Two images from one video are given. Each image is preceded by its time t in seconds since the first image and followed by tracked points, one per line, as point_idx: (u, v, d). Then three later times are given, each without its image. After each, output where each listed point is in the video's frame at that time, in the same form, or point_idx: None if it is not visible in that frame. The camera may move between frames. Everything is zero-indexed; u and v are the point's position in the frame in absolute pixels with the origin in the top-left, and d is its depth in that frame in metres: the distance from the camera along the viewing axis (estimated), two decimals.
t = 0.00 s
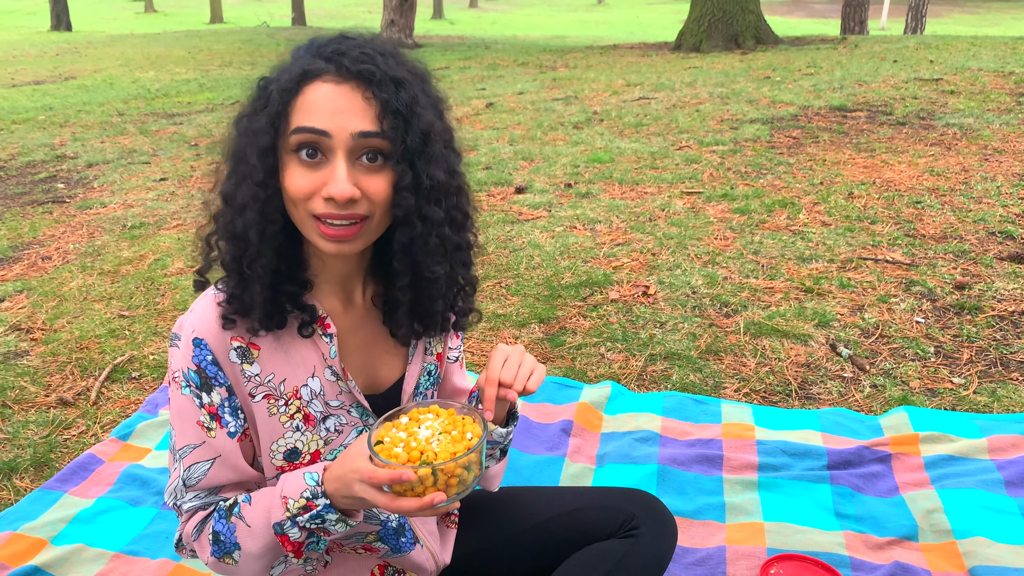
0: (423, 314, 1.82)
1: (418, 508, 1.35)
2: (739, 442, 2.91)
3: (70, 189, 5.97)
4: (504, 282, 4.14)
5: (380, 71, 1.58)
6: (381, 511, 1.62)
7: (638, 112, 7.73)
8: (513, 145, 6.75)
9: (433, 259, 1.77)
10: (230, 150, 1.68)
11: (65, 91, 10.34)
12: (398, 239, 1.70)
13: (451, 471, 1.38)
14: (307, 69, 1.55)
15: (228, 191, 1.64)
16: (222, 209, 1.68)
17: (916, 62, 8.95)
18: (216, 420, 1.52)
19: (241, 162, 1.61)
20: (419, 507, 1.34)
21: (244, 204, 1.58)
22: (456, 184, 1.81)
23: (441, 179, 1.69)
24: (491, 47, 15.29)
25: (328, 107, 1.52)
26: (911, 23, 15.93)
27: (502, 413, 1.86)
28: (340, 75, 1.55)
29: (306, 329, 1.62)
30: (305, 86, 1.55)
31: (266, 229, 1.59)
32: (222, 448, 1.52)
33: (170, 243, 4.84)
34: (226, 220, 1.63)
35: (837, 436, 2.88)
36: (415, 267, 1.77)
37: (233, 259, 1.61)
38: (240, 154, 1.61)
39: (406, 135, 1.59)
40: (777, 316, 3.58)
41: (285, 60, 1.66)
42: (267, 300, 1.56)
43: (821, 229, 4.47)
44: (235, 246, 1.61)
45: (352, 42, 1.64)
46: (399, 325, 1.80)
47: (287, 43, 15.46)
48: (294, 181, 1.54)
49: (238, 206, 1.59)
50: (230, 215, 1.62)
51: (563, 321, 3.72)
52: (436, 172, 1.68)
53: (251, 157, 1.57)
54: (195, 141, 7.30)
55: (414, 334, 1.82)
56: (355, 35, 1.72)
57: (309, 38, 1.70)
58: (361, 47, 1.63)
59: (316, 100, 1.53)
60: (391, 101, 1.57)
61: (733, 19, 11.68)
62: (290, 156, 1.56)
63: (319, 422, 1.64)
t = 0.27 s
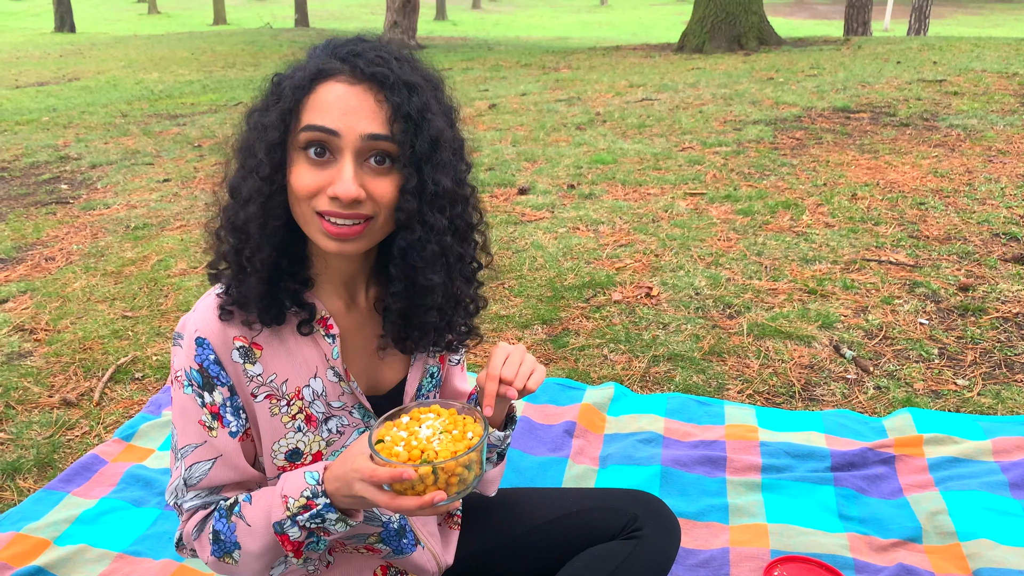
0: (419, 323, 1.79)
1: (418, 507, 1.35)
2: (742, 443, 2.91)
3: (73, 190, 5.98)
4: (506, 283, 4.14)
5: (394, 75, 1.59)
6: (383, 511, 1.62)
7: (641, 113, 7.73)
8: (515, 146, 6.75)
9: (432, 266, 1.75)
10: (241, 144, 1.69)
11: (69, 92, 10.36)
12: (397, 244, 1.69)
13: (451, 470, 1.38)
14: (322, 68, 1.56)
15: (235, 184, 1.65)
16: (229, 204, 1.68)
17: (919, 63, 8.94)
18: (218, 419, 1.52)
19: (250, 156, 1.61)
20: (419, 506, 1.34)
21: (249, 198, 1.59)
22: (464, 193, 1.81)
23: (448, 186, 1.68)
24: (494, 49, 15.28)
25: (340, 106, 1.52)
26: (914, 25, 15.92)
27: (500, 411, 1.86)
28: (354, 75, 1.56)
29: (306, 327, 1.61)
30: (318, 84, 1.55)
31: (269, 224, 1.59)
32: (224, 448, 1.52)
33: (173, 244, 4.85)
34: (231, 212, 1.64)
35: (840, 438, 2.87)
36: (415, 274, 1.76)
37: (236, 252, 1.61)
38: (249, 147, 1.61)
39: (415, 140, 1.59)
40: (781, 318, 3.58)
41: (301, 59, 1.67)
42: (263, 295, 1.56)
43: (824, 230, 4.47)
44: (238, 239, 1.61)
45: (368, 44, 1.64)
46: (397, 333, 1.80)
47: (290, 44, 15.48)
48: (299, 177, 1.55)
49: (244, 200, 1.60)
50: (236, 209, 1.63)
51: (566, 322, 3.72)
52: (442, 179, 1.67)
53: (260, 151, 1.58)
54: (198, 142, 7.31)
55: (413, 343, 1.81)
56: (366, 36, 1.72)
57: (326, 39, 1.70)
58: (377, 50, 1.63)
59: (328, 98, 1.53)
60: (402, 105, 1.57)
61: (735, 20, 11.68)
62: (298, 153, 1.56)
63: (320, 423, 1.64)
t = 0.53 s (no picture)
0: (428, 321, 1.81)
1: (422, 508, 1.35)
2: (744, 444, 2.91)
3: (76, 191, 5.99)
4: (508, 284, 4.14)
5: (396, 75, 1.59)
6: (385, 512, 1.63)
7: (643, 114, 7.73)
8: (517, 147, 6.75)
9: (442, 265, 1.78)
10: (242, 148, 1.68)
11: (71, 93, 10.37)
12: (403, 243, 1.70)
13: (455, 471, 1.38)
14: (324, 70, 1.56)
15: (238, 188, 1.64)
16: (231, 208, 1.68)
17: (921, 64, 8.94)
18: (221, 420, 1.52)
19: (252, 160, 1.61)
20: (423, 507, 1.34)
21: (254, 202, 1.59)
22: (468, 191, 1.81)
23: (452, 185, 1.70)
24: (496, 49, 15.29)
25: (343, 109, 1.52)
26: (916, 26, 15.92)
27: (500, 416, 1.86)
28: (355, 77, 1.56)
29: (309, 328, 1.61)
30: (321, 87, 1.55)
31: (275, 228, 1.59)
32: (226, 449, 1.52)
33: (175, 245, 4.85)
34: (234, 217, 1.63)
35: (842, 439, 2.87)
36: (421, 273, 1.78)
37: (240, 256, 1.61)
38: (252, 151, 1.61)
39: (419, 140, 1.60)
40: (783, 319, 3.58)
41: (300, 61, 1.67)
42: (267, 299, 1.56)
43: (826, 231, 4.46)
44: (243, 243, 1.61)
45: (370, 45, 1.64)
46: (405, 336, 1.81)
47: (292, 45, 15.50)
48: (305, 181, 1.55)
49: (248, 204, 1.60)
50: (240, 213, 1.63)
51: (568, 323, 3.72)
52: (447, 178, 1.69)
53: (264, 155, 1.57)
54: (200, 142, 7.32)
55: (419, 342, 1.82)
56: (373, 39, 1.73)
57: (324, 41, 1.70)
58: (378, 50, 1.63)
59: (331, 101, 1.53)
60: (405, 105, 1.57)
61: (737, 20, 11.67)
62: (302, 156, 1.56)
63: (323, 423, 1.64)
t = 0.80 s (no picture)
0: (435, 314, 1.81)
1: (430, 508, 1.35)
2: (745, 445, 2.90)
3: (76, 192, 5.99)
4: (509, 285, 4.14)
5: (394, 75, 1.59)
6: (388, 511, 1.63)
7: (643, 115, 7.73)
8: (518, 148, 6.75)
9: (446, 258, 1.79)
10: (238, 158, 1.66)
11: (71, 94, 10.37)
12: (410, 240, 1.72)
13: (463, 471, 1.38)
14: (320, 76, 1.54)
15: (240, 199, 1.62)
16: (230, 219, 1.65)
17: (922, 65, 8.94)
18: (223, 421, 1.52)
19: (253, 171, 1.59)
20: (430, 508, 1.34)
21: (262, 213, 1.57)
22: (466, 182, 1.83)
23: (454, 179, 1.72)
24: (496, 50, 15.30)
25: (347, 115, 1.52)
26: (916, 27, 15.92)
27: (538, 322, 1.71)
28: (353, 80, 1.55)
29: (314, 328, 1.62)
30: (319, 93, 1.54)
31: (285, 239, 1.58)
32: (229, 450, 1.52)
33: (175, 246, 4.85)
34: (239, 229, 1.62)
35: (843, 440, 2.86)
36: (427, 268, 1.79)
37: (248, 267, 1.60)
38: (253, 163, 1.59)
39: (422, 138, 1.61)
40: (784, 320, 3.58)
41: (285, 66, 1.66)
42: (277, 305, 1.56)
43: (827, 232, 4.46)
44: (250, 254, 1.60)
45: (361, 45, 1.64)
46: (408, 326, 1.79)
47: (292, 46, 15.50)
48: (314, 189, 1.54)
49: (253, 216, 1.58)
50: (244, 224, 1.61)
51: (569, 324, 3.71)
52: (449, 171, 1.71)
53: (267, 166, 1.56)
54: (200, 143, 7.32)
55: (421, 334, 1.81)
56: (368, 39, 1.72)
57: (310, 42, 1.69)
58: (371, 50, 1.63)
59: (332, 108, 1.52)
60: (407, 105, 1.58)
61: (738, 21, 11.67)
62: (307, 165, 1.55)
63: (327, 423, 1.63)
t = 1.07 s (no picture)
0: (435, 307, 1.80)
1: (432, 508, 1.35)
2: (745, 446, 2.90)
3: (76, 193, 5.99)
4: (509, 286, 4.14)
5: (372, 69, 1.58)
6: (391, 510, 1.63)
7: (643, 115, 7.73)
8: (518, 149, 6.75)
9: (443, 247, 1.75)
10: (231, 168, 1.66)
11: (71, 95, 10.38)
12: (404, 233, 1.69)
13: (463, 471, 1.37)
14: (298, 77, 1.54)
15: (233, 207, 1.63)
16: (226, 228, 1.66)
17: (922, 66, 8.94)
18: (226, 424, 1.52)
19: (244, 178, 1.59)
20: (432, 507, 1.34)
21: (255, 219, 1.57)
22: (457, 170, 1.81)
23: (445, 168, 1.69)
24: (496, 51, 15.31)
25: (328, 114, 1.51)
26: (916, 28, 15.91)
27: (543, 263, 1.65)
28: (332, 78, 1.55)
29: (317, 330, 1.61)
30: (299, 95, 1.53)
31: (279, 242, 1.58)
32: (232, 453, 1.52)
33: (175, 247, 4.85)
34: (235, 237, 1.62)
35: (843, 441, 2.86)
36: (423, 260, 1.76)
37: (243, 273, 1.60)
38: (242, 170, 1.60)
39: (407, 129, 1.59)
40: (783, 320, 3.58)
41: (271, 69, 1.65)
42: (276, 309, 1.55)
43: (827, 232, 4.46)
44: (245, 260, 1.60)
45: (338, 42, 1.64)
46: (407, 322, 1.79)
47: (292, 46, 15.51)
48: (304, 191, 1.54)
49: (248, 223, 1.59)
50: (238, 232, 1.61)
51: (569, 325, 3.71)
52: (438, 160, 1.68)
53: (255, 173, 1.56)
54: (200, 144, 7.33)
55: (423, 329, 1.81)
56: (361, 38, 1.71)
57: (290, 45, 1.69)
58: (347, 47, 1.62)
59: (314, 108, 1.52)
60: (387, 98, 1.57)
61: (738, 22, 11.67)
62: (296, 169, 1.55)
63: (331, 425, 1.64)
